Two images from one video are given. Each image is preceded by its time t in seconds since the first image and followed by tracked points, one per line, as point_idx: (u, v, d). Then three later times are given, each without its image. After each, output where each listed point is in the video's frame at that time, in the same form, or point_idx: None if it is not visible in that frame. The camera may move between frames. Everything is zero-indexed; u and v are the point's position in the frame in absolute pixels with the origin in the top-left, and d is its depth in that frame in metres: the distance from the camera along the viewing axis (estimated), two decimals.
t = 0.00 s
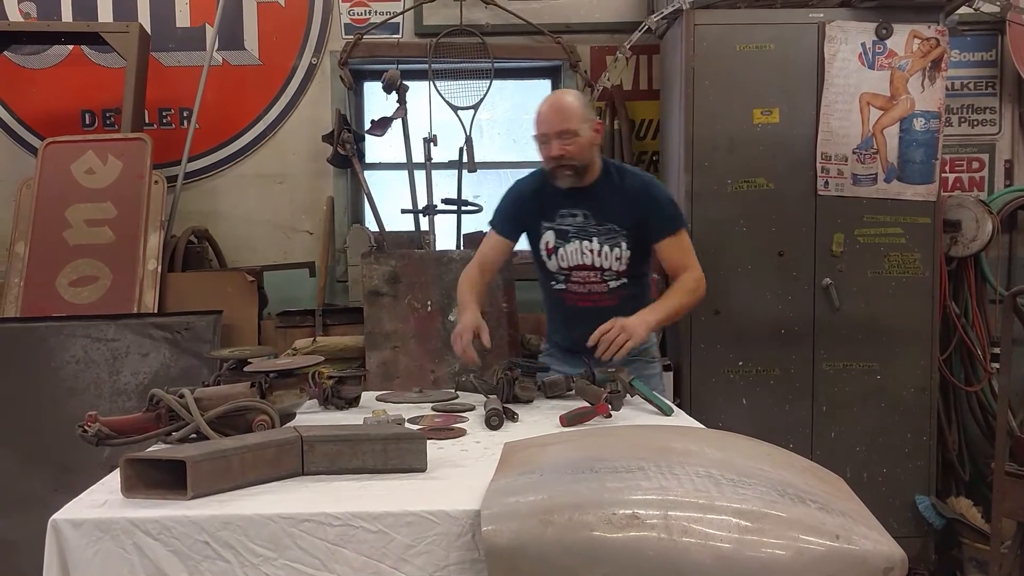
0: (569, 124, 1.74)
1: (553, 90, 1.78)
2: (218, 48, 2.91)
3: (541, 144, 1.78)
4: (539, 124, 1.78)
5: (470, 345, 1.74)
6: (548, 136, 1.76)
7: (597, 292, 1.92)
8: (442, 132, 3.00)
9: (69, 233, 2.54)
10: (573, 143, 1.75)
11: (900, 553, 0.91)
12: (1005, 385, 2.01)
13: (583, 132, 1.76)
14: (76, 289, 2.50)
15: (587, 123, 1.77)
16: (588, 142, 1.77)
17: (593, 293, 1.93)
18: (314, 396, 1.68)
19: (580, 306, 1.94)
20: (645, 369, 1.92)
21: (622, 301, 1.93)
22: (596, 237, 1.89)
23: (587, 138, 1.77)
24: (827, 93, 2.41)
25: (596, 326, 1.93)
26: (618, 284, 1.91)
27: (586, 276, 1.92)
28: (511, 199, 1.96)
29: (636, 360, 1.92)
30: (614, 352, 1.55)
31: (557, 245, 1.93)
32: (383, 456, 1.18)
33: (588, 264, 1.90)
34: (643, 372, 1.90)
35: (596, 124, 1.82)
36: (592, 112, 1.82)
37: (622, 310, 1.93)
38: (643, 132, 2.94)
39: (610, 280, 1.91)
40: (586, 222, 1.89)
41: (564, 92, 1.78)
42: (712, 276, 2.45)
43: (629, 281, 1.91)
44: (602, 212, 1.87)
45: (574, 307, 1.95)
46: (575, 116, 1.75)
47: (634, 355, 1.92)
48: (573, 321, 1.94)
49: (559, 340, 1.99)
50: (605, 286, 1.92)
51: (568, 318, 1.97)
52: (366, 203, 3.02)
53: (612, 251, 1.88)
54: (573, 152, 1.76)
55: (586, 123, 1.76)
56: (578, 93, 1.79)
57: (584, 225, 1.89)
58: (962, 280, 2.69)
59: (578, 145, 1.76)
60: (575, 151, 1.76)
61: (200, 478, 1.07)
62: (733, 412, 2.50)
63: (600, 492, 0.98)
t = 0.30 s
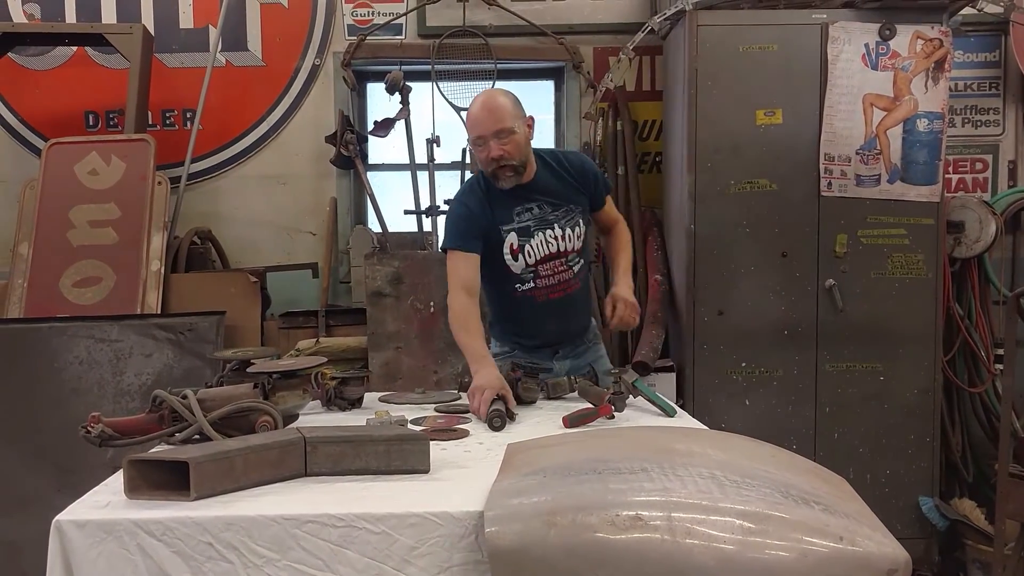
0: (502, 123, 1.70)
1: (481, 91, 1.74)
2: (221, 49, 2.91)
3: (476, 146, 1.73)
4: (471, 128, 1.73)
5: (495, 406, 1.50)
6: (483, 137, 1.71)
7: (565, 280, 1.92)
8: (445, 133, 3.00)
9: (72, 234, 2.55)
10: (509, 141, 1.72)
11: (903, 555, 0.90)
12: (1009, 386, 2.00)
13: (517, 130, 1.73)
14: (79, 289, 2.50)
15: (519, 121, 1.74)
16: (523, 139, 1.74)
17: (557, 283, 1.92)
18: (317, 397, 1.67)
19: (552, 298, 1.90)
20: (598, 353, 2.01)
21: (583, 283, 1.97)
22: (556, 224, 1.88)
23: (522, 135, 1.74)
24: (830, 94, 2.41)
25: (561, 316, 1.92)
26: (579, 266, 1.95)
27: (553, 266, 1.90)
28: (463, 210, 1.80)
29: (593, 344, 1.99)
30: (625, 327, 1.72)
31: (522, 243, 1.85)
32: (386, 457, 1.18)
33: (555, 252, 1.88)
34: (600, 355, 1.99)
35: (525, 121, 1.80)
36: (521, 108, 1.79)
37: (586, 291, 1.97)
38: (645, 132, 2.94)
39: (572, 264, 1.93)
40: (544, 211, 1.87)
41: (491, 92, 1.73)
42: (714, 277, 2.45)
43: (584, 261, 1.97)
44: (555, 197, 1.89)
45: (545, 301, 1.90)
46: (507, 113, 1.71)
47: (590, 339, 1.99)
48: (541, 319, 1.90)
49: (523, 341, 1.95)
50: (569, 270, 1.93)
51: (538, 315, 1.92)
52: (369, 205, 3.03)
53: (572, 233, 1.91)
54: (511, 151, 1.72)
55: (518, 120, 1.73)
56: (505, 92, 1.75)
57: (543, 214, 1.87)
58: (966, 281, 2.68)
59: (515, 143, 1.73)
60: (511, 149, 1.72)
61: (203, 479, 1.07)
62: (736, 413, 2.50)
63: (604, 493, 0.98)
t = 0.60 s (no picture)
0: (503, 110, 1.71)
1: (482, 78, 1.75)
2: (225, 53, 2.92)
3: (474, 130, 1.73)
4: (470, 112, 1.72)
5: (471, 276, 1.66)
6: (482, 121, 1.71)
7: (554, 273, 1.91)
8: (449, 135, 3.01)
9: (76, 237, 2.55)
10: (508, 128, 1.72)
11: (907, 557, 0.90)
12: (1013, 389, 2.00)
13: (516, 118, 1.73)
14: (83, 292, 2.51)
15: (518, 109, 1.75)
16: (521, 128, 1.75)
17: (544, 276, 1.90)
18: (321, 399, 1.68)
19: (542, 292, 1.87)
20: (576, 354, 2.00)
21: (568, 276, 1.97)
22: (546, 215, 1.87)
23: (519, 123, 1.75)
24: (833, 97, 2.41)
25: (548, 313, 1.89)
26: (564, 259, 1.95)
27: (543, 258, 1.87)
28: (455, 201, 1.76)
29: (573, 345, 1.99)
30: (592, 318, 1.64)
31: (514, 234, 1.82)
32: (389, 459, 1.18)
33: (546, 244, 1.86)
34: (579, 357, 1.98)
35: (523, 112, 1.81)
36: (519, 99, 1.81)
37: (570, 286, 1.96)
38: (648, 135, 2.94)
39: (560, 257, 1.92)
40: (534, 202, 1.86)
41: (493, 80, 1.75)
42: (717, 280, 2.45)
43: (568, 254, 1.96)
44: (546, 188, 1.87)
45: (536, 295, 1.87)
46: (508, 101, 1.72)
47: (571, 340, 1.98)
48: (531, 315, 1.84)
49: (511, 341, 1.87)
50: (558, 262, 1.92)
51: (527, 311, 1.87)
52: (372, 207, 3.03)
53: (560, 224, 1.90)
54: (508, 137, 1.72)
55: (518, 109, 1.74)
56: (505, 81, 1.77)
57: (534, 206, 1.85)
58: (970, 284, 2.68)
59: (513, 130, 1.73)
60: (509, 136, 1.72)
61: (207, 482, 1.07)
62: (739, 416, 2.49)
63: (607, 497, 0.97)
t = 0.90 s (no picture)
0: (522, 96, 1.72)
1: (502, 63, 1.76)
2: (229, 55, 2.92)
3: (491, 112, 1.74)
4: (489, 94, 1.73)
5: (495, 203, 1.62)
6: (501, 104, 1.72)
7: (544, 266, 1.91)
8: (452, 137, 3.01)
9: (81, 239, 2.56)
10: (525, 113, 1.74)
11: (911, 560, 0.90)
12: (1017, 391, 1.99)
13: (533, 105, 1.76)
14: (87, 294, 2.51)
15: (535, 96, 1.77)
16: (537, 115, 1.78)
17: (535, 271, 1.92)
18: (324, 402, 1.68)
19: (527, 280, 1.89)
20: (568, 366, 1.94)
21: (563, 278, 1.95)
22: (543, 205, 1.92)
23: (536, 110, 1.77)
24: (837, 99, 2.40)
25: (533, 308, 1.89)
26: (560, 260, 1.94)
27: (532, 246, 1.90)
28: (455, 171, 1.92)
29: (563, 353, 1.95)
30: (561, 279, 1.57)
31: (506, 213, 1.90)
32: (393, 461, 1.18)
33: (536, 231, 1.90)
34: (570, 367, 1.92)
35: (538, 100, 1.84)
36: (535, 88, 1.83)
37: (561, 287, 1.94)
38: (652, 137, 2.94)
39: (553, 253, 1.93)
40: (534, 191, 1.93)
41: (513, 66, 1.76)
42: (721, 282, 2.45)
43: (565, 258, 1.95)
44: (548, 182, 1.94)
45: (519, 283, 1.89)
46: (528, 87, 1.73)
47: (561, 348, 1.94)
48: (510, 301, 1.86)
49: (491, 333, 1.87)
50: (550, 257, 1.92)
51: (510, 300, 1.90)
52: (376, 210, 3.04)
53: (557, 219, 1.93)
54: (524, 122, 1.74)
55: (536, 98, 1.76)
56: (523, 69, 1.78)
57: (532, 194, 1.92)
58: (974, 286, 2.67)
59: (529, 116, 1.75)
60: (525, 121, 1.75)
61: (211, 484, 1.07)
62: (743, 418, 2.49)
63: (611, 499, 0.97)
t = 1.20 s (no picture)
0: (531, 105, 1.80)
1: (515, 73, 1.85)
2: (236, 56, 2.93)
3: (500, 119, 1.83)
4: (502, 100, 1.82)
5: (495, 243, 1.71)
6: (510, 112, 1.80)
7: (527, 265, 1.95)
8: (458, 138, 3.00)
9: (88, 239, 2.57)
10: (532, 122, 1.82)
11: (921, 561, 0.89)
12: None
13: (541, 115, 1.83)
14: (93, 294, 2.52)
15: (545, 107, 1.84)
16: (544, 124, 1.85)
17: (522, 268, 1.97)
18: (332, 402, 1.67)
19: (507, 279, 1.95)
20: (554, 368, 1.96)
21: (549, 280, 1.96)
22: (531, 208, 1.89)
23: (543, 120, 1.84)
24: (844, 99, 2.40)
25: (517, 307, 1.95)
26: (546, 263, 1.95)
27: (516, 246, 1.95)
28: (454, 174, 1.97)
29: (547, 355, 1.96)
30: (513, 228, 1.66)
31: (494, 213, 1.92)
32: (401, 462, 1.18)
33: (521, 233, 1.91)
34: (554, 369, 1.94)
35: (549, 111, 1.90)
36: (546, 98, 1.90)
37: (547, 289, 1.96)
38: (659, 137, 2.94)
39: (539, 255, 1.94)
40: (525, 193, 1.90)
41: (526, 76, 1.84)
42: (727, 282, 2.44)
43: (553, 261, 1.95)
44: (541, 185, 1.90)
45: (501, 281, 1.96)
46: (539, 98, 1.82)
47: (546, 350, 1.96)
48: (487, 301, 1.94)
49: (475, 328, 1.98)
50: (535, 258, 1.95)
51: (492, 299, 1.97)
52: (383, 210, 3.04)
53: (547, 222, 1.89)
54: (531, 131, 1.82)
55: (544, 108, 1.83)
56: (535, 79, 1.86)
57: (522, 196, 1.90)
58: (983, 287, 2.67)
59: (536, 125, 1.82)
60: (531, 130, 1.82)
61: (219, 484, 1.07)
62: (750, 419, 2.48)
63: (619, 500, 0.97)
